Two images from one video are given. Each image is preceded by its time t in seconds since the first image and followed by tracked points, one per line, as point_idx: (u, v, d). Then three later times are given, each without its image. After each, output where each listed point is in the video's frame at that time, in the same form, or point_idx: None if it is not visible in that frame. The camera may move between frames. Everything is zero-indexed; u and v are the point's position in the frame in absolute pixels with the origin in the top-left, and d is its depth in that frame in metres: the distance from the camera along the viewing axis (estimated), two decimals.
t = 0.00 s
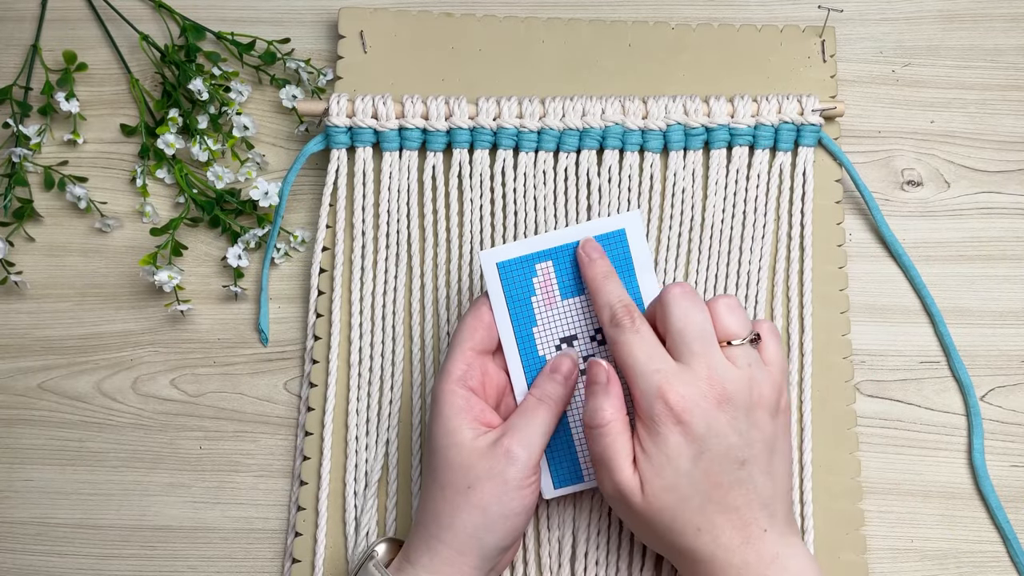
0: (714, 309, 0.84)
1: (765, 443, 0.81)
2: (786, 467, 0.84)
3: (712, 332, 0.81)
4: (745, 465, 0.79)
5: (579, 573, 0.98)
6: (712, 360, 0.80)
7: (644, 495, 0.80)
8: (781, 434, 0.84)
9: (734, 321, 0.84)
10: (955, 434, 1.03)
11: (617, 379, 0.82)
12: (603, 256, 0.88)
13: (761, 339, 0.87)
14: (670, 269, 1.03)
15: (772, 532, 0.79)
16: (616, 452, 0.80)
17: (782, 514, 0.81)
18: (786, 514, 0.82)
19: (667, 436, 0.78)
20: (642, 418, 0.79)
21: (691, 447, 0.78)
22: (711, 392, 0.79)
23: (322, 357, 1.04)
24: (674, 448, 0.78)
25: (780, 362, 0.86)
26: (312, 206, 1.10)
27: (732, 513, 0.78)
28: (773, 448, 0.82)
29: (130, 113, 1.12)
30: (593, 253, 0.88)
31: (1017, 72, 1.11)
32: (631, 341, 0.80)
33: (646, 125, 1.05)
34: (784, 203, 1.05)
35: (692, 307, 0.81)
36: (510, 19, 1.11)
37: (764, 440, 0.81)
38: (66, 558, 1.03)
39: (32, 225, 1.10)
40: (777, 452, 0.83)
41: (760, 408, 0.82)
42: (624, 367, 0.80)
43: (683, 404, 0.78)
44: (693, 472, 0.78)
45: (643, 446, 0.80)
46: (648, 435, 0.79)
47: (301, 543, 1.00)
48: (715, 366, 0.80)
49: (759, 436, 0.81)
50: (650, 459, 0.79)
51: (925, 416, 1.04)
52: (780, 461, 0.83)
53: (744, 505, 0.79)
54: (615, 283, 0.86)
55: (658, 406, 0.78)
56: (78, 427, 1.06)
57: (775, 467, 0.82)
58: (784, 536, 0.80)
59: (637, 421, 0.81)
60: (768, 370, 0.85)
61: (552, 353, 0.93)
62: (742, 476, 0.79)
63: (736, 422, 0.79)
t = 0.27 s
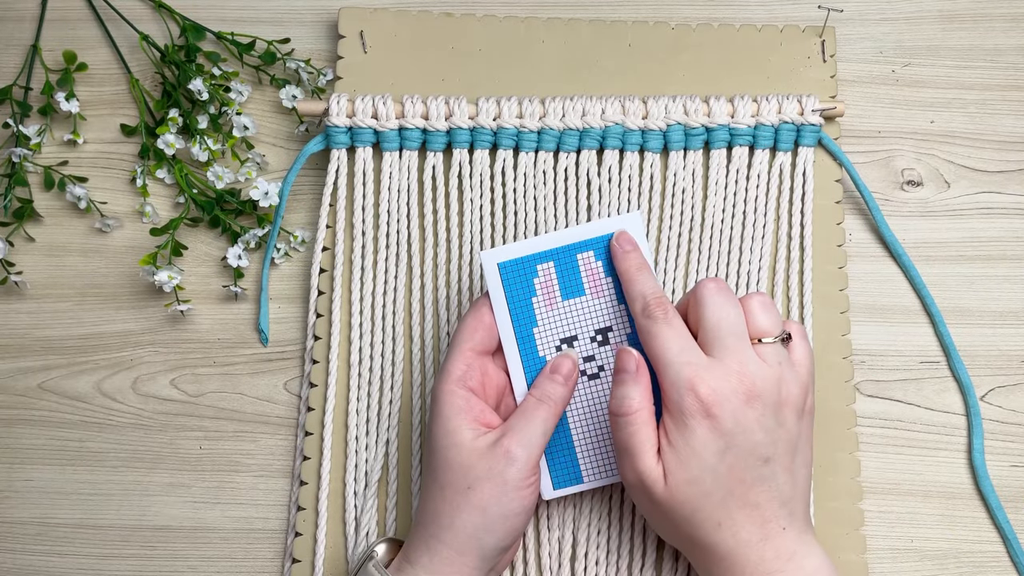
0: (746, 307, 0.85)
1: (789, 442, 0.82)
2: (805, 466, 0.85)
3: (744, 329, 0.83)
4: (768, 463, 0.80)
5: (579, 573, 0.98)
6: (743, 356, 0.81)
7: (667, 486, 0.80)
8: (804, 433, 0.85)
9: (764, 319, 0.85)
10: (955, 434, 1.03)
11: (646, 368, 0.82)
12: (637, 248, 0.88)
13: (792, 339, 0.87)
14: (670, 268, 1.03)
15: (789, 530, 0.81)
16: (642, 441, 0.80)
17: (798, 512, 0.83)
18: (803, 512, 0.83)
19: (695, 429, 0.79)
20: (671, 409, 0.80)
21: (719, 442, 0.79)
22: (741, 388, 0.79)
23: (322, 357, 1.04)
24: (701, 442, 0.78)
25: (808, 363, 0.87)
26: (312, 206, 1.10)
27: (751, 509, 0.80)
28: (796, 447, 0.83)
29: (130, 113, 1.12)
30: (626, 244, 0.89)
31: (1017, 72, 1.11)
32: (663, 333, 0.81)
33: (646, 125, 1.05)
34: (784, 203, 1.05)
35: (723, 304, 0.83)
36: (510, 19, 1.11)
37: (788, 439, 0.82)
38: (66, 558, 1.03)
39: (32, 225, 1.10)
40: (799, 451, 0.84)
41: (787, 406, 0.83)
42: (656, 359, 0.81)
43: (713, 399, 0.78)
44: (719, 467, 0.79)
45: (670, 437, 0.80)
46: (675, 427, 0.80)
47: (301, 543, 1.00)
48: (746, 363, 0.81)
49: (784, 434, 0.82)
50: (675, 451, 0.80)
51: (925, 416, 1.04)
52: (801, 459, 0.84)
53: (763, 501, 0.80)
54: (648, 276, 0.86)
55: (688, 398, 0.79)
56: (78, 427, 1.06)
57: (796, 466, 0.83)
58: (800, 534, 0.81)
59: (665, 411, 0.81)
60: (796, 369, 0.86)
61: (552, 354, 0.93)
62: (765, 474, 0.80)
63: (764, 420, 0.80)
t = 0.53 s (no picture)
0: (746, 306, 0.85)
1: (788, 441, 0.82)
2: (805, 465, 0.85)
3: (744, 328, 0.83)
4: (768, 461, 0.80)
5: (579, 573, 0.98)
6: (743, 355, 0.81)
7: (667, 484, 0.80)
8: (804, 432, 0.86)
9: (763, 318, 0.85)
10: (955, 434, 1.03)
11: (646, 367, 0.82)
12: (636, 247, 0.88)
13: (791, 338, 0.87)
14: (670, 268, 1.03)
15: (789, 529, 0.81)
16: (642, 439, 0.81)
17: (798, 510, 0.83)
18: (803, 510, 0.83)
19: (695, 427, 0.79)
20: (670, 407, 0.80)
21: (719, 440, 0.79)
22: (742, 385, 0.80)
23: (322, 357, 1.04)
24: (701, 440, 0.79)
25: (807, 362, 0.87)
26: (312, 206, 1.10)
27: (751, 507, 0.80)
28: (795, 445, 0.83)
29: (130, 113, 1.12)
30: (626, 244, 0.89)
31: (1016, 72, 1.11)
32: (663, 332, 0.81)
33: (646, 125, 1.05)
34: (783, 203, 1.06)
35: (722, 304, 0.83)
36: (510, 19, 1.11)
37: (788, 438, 0.82)
38: (65, 558, 1.03)
39: (32, 225, 1.10)
40: (799, 450, 0.84)
41: (786, 405, 0.83)
42: (656, 357, 0.81)
43: (714, 397, 0.78)
44: (718, 465, 0.79)
45: (669, 435, 0.80)
46: (675, 425, 0.80)
47: (301, 543, 1.00)
48: (747, 362, 0.81)
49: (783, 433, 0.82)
50: (676, 449, 0.80)
51: (925, 416, 1.04)
52: (800, 458, 0.84)
53: (762, 499, 0.80)
54: (648, 275, 0.86)
55: (688, 396, 0.79)
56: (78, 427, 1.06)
57: (796, 465, 0.83)
58: (800, 533, 0.81)
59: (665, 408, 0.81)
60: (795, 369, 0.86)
61: (552, 353, 0.93)
62: (765, 472, 0.80)
63: (763, 418, 0.80)
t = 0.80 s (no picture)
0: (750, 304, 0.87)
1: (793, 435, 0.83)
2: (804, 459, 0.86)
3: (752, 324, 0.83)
4: (778, 455, 0.81)
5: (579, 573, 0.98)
6: (756, 348, 0.82)
7: (686, 474, 0.79)
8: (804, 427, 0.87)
9: (766, 316, 0.86)
10: (955, 434, 1.03)
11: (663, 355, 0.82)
12: (639, 248, 0.89)
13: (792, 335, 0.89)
14: (670, 269, 1.03)
15: (796, 521, 0.82)
16: (658, 428, 0.80)
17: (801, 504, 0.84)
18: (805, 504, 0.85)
19: (712, 418, 0.79)
20: (687, 397, 0.80)
21: (736, 429, 0.79)
22: (755, 378, 0.80)
23: (322, 356, 1.04)
24: (719, 431, 0.78)
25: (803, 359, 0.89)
26: (312, 206, 1.10)
27: (762, 500, 0.80)
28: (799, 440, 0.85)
29: (130, 113, 1.12)
30: (629, 244, 0.90)
31: (1016, 72, 1.11)
32: (678, 325, 0.81)
33: (646, 125, 1.05)
34: (783, 204, 1.06)
35: (731, 300, 0.83)
36: (510, 19, 1.11)
37: (794, 432, 0.84)
38: (65, 558, 1.03)
39: (32, 225, 1.10)
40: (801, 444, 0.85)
41: (792, 399, 0.84)
42: (671, 350, 0.81)
43: (731, 387, 0.79)
44: (735, 455, 0.79)
45: (686, 424, 0.79)
46: (693, 414, 0.79)
47: (301, 543, 1.00)
48: (759, 355, 0.81)
49: (790, 427, 0.83)
50: (692, 439, 0.79)
51: (924, 416, 1.04)
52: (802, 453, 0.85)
53: (772, 492, 0.81)
54: (652, 274, 0.87)
55: (707, 386, 0.79)
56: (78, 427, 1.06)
57: (800, 459, 0.84)
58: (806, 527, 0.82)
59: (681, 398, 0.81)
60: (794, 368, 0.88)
61: (552, 354, 0.93)
62: (776, 464, 0.81)
63: (774, 411, 0.81)
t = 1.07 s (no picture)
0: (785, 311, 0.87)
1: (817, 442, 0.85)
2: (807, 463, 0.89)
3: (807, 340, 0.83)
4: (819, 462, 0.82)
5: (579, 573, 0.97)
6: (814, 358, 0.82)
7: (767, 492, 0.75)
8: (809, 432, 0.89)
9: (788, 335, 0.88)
10: (955, 434, 1.03)
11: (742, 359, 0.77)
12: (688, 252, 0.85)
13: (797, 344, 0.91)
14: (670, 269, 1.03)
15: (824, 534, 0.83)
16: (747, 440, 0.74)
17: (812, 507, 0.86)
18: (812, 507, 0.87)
19: (790, 428, 0.77)
20: (774, 410, 0.77)
21: (810, 446, 0.78)
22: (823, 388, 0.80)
23: (322, 356, 1.04)
24: (796, 440, 0.77)
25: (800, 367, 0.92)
26: (312, 206, 1.10)
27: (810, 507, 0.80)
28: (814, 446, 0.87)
29: (130, 113, 1.12)
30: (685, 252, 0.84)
31: (1017, 72, 1.11)
32: (761, 337, 0.80)
33: (646, 125, 1.05)
34: (783, 203, 1.06)
35: (782, 315, 0.83)
36: (510, 19, 1.11)
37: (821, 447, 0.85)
38: (65, 557, 1.03)
39: (31, 224, 1.10)
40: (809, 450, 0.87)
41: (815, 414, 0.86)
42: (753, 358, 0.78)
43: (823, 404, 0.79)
44: (806, 473, 0.77)
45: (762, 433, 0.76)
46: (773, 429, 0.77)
47: (301, 543, 1.00)
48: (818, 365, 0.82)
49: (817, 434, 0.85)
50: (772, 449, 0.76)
51: (925, 416, 1.04)
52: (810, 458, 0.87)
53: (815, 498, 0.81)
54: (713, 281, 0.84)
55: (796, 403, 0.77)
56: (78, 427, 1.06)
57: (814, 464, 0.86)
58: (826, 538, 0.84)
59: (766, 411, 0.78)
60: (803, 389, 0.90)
61: (551, 353, 0.93)
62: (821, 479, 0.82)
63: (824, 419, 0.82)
